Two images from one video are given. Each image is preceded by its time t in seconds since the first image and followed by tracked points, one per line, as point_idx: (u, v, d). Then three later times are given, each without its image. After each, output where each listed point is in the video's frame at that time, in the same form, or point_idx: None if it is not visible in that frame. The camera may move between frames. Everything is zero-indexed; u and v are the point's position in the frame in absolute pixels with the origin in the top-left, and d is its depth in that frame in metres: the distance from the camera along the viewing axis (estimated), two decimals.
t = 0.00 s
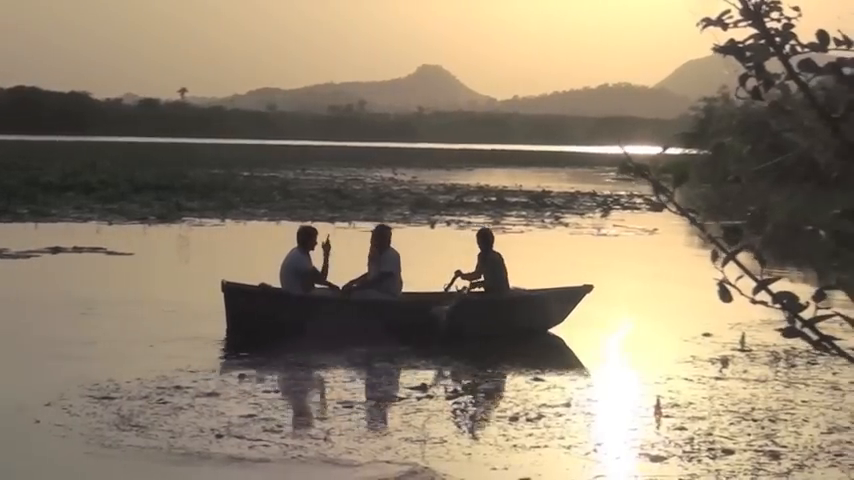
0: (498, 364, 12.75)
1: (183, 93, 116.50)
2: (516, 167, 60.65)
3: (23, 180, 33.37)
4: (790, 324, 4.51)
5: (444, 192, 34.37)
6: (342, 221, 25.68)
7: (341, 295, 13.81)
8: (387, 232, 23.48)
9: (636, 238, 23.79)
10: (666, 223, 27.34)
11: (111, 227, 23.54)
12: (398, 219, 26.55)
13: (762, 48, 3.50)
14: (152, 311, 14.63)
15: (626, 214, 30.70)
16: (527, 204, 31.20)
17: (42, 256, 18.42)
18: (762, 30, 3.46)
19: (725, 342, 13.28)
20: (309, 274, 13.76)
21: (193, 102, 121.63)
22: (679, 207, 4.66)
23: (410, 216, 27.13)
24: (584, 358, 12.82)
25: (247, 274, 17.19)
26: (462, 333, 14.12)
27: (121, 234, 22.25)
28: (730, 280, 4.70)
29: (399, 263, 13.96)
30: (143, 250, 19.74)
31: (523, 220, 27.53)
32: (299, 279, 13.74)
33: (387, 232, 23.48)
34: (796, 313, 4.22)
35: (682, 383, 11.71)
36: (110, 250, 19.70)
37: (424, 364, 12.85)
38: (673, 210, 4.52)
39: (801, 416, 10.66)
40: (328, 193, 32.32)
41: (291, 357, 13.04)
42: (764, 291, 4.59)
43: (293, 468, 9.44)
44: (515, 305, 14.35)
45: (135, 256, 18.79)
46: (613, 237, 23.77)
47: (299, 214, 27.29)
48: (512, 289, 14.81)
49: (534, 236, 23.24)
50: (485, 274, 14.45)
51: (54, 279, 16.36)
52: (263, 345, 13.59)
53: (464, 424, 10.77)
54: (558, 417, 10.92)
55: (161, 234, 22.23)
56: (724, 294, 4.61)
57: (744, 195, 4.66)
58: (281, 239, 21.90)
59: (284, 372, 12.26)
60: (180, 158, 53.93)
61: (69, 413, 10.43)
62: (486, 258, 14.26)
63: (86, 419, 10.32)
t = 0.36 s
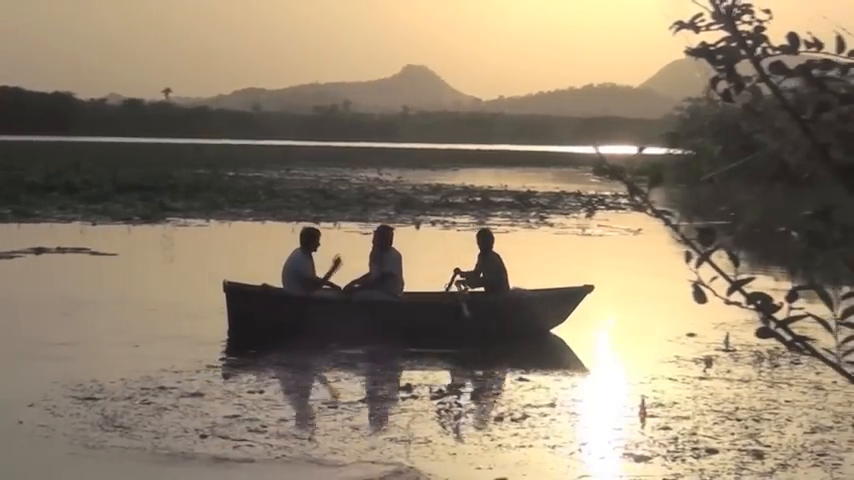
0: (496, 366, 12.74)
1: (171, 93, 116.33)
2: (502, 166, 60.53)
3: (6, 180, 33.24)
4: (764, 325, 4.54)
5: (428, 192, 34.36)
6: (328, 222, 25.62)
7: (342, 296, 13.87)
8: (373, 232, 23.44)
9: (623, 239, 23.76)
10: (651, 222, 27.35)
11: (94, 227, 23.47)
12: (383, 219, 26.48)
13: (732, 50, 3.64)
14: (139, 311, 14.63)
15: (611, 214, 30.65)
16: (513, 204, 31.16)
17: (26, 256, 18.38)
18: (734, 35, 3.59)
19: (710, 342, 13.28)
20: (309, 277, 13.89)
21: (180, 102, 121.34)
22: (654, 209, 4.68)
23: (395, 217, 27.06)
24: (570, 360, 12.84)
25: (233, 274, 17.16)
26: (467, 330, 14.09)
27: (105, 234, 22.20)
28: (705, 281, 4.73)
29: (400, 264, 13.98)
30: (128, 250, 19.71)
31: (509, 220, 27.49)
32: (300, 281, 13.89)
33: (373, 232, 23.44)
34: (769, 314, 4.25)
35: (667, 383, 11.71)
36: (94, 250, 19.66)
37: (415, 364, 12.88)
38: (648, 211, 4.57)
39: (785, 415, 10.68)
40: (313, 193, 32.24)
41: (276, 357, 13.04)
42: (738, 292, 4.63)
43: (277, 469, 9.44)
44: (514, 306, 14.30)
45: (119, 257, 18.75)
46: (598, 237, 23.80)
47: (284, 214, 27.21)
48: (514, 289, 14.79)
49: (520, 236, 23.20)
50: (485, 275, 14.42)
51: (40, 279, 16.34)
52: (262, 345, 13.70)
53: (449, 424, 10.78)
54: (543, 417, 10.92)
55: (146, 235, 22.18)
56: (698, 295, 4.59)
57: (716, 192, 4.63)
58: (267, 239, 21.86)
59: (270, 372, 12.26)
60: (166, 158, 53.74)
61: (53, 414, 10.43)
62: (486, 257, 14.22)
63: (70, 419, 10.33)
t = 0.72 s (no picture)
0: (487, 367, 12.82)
1: (159, 95, 116.36)
2: (490, 168, 60.64)
3: None
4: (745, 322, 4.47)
5: (417, 194, 34.46)
6: (316, 223, 25.65)
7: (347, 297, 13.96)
8: (362, 233, 23.47)
9: (613, 240, 23.82)
10: (639, 225, 27.41)
11: (82, 229, 23.49)
12: (371, 221, 26.53)
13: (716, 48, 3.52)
14: (127, 312, 14.63)
15: (599, 215, 30.72)
16: (501, 205, 31.21)
17: (14, 257, 18.39)
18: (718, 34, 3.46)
19: (698, 342, 13.32)
20: (314, 280, 13.91)
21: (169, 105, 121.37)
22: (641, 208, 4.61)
23: (383, 218, 27.11)
24: (559, 362, 12.91)
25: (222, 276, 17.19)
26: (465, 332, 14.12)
27: (92, 235, 22.22)
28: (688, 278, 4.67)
29: (404, 266, 14.07)
30: (116, 251, 19.72)
31: (497, 221, 27.54)
32: (306, 283, 13.92)
33: (361, 233, 23.48)
34: (753, 312, 4.21)
35: (656, 384, 11.72)
36: (81, 251, 19.67)
37: (411, 367, 12.89)
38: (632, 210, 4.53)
39: (773, 416, 10.70)
40: (301, 195, 32.30)
41: (264, 358, 13.04)
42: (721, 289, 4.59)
43: (266, 470, 9.43)
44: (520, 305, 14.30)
45: (107, 258, 18.77)
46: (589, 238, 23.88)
47: (272, 216, 27.26)
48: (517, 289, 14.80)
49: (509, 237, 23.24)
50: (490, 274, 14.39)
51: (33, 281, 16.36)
52: (268, 346, 13.82)
53: (438, 425, 10.78)
54: (531, 417, 10.93)
55: (134, 236, 22.20)
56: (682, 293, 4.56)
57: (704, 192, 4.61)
58: (255, 241, 21.89)
59: (259, 373, 12.26)
60: (154, 160, 53.78)
61: (41, 415, 10.43)
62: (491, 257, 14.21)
63: (57, 421, 10.32)
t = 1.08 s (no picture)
0: (470, 369, 12.91)
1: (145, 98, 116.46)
2: (476, 169, 60.84)
3: None
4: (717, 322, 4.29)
5: (401, 195, 34.55)
6: (302, 225, 25.72)
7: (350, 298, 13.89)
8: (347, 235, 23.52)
9: (598, 240, 23.89)
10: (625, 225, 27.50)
11: (67, 231, 23.53)
12: (356, 222, 26.61)
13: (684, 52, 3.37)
14: (111, 315, 14.64)
15: (584, 216, 30.81)
16: (486, 206, 31.31)
17: None
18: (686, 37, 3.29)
19: (682, 343, 13.38)
20: (318, 282, 13.90)
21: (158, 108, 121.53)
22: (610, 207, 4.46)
23: (369, 220, 27.19)
24: (545, 365, 12.90)
25: (207, 279, 17.21)
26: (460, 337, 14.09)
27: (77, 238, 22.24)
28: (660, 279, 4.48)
29: (408, 267, 13.95)
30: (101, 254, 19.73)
31: (482, 222, 27.62)
32: (310, 286, 13.93)
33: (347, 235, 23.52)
34: (724, 312, 4.09)
35: (641, 385, 11.74)
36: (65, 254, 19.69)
37: (395, 369, 12.89)
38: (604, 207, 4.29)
39: (756, 416, 10.70)
40: (286, 197, 32.39)
41: (249, 359, 13.03)
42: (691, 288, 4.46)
43: (250, 472, 9.43)
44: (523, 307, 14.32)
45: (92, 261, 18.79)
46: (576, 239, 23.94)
47: (257, 218, 27.33)
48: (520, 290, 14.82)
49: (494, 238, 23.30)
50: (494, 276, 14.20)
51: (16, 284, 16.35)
52: (274, 349, 13.88)
53: (422, 426, 10.79)
54: (515, 418, 10.95)
55: (119, 238, 22.22)
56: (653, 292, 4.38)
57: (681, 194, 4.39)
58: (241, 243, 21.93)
59: (244, 375, 12.25)
60: (140, 162, 53.88)
61: (24, 419, 10.42)
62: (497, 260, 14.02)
63: (40, 424, 10.31)
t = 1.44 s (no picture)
0: (456, 368, 12.90)
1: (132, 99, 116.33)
2: (464, 168, 60.81)
3: None
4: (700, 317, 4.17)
5: (389, 194, 34.54)
6: (289, 224, 25.70)
7: (354, 297, 13.90)
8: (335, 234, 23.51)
9: (587, 239, 23.89)
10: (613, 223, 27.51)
11: (53, 231, 23.51)
12: (343, 221, 26.59)
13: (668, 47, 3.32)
14: (98, 314, 14.62)
15: (572, 214, 30.83)
16: (474, 205, 31.30)
17: None
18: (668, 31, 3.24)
19: (671, 340, 13.45)
20: (323, 280, 13.87)
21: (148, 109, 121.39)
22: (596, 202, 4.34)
23: (357, 219, 27.18)
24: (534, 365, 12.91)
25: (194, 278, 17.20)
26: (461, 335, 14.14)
27: (63, 237, 22.22)
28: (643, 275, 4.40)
29: (410, 266, 13.97)
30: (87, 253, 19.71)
31: (470, 221, 27.61)
32: (315, 284, 13.88)
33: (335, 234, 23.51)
34: (707, 307, 4.03)
35: (628, 383, 11.75)
36: (52, 253, 19.67)
37: (380, 368, 12.83)
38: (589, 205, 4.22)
39: (743, 414, 10.72)
40: (274, 196, 32.37)
41: (239, 356, 13.03)
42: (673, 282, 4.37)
43: (237, 472, 9.42)
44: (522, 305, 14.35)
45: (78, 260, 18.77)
46: (566, 237, 23.93)
47: (244, 217, 27.31)
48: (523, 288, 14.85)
49: (483, 237, 23.30)
50: (497, 272, 14.31)
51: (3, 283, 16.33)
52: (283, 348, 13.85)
53: (410, 424, 10.79)
54: (503, 417, 10.95)
55: (106, 237, 22.20)
56: (639, 288, 4.31)
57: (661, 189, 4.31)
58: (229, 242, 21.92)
59: (232, 373, 12.25)
60: (127, 162, 53.81)
61: (11, 418, 10.40)
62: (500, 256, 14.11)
63: (27, 424, 10.30)
